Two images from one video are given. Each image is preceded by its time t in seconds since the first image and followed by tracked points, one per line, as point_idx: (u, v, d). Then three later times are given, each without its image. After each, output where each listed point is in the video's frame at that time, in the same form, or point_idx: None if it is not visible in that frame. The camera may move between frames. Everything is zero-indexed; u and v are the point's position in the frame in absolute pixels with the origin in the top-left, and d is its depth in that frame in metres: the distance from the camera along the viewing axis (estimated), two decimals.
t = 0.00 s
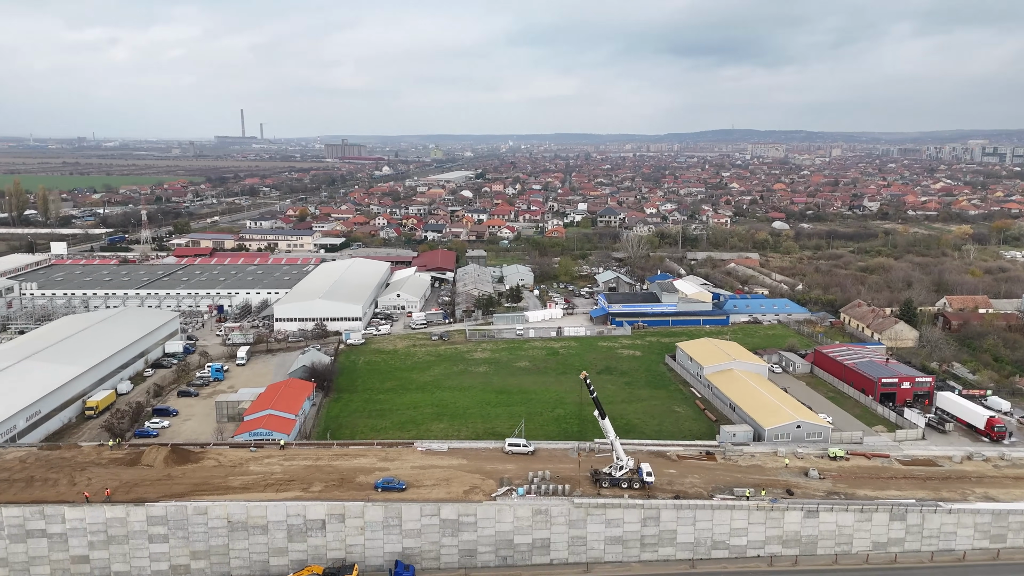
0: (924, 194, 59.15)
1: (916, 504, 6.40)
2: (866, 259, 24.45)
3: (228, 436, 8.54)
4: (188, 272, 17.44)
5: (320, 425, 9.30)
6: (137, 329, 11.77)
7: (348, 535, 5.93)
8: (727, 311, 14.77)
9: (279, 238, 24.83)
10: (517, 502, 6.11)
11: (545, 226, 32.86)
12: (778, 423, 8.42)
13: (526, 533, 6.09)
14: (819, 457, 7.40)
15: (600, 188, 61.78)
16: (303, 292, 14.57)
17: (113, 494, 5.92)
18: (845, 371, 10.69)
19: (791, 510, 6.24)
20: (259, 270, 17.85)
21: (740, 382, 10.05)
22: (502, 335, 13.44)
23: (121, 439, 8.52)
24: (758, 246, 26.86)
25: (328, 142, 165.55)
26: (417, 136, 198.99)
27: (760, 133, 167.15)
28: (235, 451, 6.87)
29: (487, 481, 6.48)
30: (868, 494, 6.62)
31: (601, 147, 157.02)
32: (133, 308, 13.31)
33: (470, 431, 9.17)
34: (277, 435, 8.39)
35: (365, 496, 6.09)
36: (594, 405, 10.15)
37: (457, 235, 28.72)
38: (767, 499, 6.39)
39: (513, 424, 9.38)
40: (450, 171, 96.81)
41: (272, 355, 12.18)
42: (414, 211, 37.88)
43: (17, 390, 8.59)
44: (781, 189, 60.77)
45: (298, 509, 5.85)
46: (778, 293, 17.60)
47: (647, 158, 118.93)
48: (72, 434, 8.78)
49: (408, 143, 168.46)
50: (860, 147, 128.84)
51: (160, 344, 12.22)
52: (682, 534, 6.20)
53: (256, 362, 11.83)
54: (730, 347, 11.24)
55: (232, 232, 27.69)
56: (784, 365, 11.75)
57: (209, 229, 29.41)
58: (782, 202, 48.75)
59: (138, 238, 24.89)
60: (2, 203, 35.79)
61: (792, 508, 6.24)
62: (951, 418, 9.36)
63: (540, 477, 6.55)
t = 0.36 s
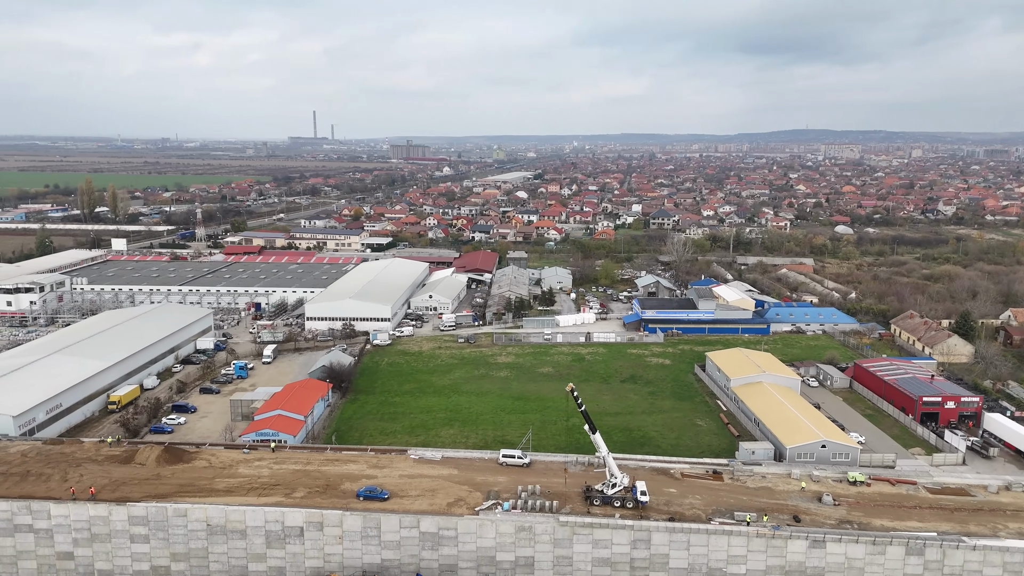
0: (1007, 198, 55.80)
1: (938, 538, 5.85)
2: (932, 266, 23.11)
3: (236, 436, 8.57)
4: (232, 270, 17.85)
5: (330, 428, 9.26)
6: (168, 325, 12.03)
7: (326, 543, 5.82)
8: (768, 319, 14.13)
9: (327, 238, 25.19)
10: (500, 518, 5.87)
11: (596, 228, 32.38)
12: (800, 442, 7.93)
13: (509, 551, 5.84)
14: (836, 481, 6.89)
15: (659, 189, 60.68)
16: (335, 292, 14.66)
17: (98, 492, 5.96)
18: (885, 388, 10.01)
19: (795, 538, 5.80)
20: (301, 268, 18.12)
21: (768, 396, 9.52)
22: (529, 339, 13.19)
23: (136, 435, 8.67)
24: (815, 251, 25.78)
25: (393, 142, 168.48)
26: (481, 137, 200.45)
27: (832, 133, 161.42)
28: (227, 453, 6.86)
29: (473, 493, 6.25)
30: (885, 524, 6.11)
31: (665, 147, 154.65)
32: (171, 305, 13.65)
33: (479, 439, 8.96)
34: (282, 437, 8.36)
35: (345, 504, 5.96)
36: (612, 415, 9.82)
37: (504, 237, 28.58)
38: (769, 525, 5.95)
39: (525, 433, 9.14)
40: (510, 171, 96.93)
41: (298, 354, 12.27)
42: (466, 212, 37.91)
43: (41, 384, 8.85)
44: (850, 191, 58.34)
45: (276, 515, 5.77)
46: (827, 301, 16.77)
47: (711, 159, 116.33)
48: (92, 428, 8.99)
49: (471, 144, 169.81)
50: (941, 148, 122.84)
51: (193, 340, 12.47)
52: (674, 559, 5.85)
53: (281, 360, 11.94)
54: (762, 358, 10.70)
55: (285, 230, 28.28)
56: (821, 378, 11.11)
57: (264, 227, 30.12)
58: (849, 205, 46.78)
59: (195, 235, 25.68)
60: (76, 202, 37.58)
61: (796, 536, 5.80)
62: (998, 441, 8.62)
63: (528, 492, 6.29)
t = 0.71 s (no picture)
0: None
1: (952, 575, 5.34)
2: (1001, 275, 21.72)
3: (243, 437, 8.60)
4: (273, 268, 18.16)
5: (338, 429, 9.20)
6: (198, 322, 12.30)
7: (302, 551, 5.72)
8: (808, 328, 13.46)
9: (372, 238, 25.44)
10: (477, 533, 5.65)
11: (645, 230, 31.73)
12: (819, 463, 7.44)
13: (486, 568, 5.62)
14: (850, 507, 6.40)
15: (719, 191, 59.23)
16: (366, 292, 14.69)
17: (86, 490, 6.02)
18: (924, 407, 9.33)
19: (791, 568, 5.40)
20: (338, 267, 18.30)
21: (793, 411, 9.01)
22: (555, 344, 12.92)
23: (150, 431, 8.83)
24: (873, 257, 24.59)
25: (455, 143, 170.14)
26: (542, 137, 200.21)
27: (907, 133, 154.83)
28: (219, 454, 6.87)
29: (455, 505, 6.06)
30: (896, 557, 5.62)
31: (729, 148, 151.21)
32: (205, 302, 13.94)
33: (485, 446, 8.75)
34: (286, 437, 8.34)
35: (323, 511, 5.85)
36: (628, 426, 9.48)
37: (549, 238, 28.30)
38: (764, 552, 5.56)
39: (534, 442, 8.89)
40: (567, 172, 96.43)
41: (322, 353, 12.33)
42: (516, 213, 37.77)
43: (62, 379, 9.14)
44: (922, 194, 55.70)
45: (252, 520, 5.70)
46: (878, 310, 15.91)
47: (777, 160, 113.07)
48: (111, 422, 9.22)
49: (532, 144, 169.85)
50: None
51: (222, 338, 12.69)
52: None
53: (304, 359, 12.02)
54: (791, 371, 10.15)
55: (334, 229, 28.74)
56: (858, 394, 10.46)
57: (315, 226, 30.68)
58: (919, 209, 44.59)
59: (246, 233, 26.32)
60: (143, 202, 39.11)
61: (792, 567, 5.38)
62: None
63: (513, 505, 6.06)
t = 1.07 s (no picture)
0: None
1: None
2: None
3: (248, 438, 8.62)
4: (311, 267, 18.39)
5: (345, 430, 9.15)
6: (225, 319, 12.48)
7: (274, 557, 5.64)
8: (849, 338, 12.76)
9: (415, 238, 25.54)
10: (449, 547, 5.46)
11: (696, 233, 30.91)
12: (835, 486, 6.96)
13: None
14: (857, 535, 5.94)
15: (780, 193, 57.39)
16: (395, 292, 14.67)
17: (72, 486, 6.09)
18: (961, 427, 8.67)
19: None
20: (374, 266, 18.39)
21: (816, 427, 8.50)
22: (579, 350, 12.63)
23: (162, 427, 8.98)
24: (936, 264, 23.28)
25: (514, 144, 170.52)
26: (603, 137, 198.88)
27: (989, 131, 147.11)
28: (210, 454, 6.87)
29: (433, 517, 5.88)
30: None
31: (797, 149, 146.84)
32: (237, 300, 14.18)
33: (489, 454, 8.57)
34: (289, 437, 8.32)
35: (298, 518, 5.76)
36: (641, 438, 9.13)
37: (595, 241, 27.86)
38: None
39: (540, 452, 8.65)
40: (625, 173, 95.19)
41: (344, 353, 12.34)
42: (565, 215, 37.39)
43: (82, 374, 9.40)
44: (1000, 198, 52.66)
45: (226, 525, 5.66)
46: (931, 321, 15.00)
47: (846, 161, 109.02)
48: (128, 416, 9.45)
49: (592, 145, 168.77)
50: None
51: (250, 336, 12.88)
52: None
53: (326, 359, 12.06)
54: (820, 385, 9.60)
55: (380, 229, 29.01)
56: (894, 411, 9.80)
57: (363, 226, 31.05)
58: (994, 214, 42.14)
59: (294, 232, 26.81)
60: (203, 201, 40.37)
61: None
62: None
63: (491, 520, 5.85)
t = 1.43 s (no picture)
0: None
1: None
2: None
3: (252, 438, 8.65)
4: (348, 266, 18.59)
5: (351, 432, 9.10)
6: (251, 317, 12.67)
7: (246, 562, 5.59)
8: (891, 351, 12.03)
9: (457, 239, 25.54)
10: (416, 560, 5.29)
11: (747, 236, 29.96)
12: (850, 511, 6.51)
13: None
14: (858, 567, 5.49)
15: (845, 195, 55.24)
16: (423, 292, 14.60)
17: (61, 481, 6.17)
18: (999, 449, 8.01)
19: None
20: (410, 266, 18.43)
21: (837, 446, 7.99)
22: (602, 356, 12.31)
23: (175, 424, 9.14)
24: (1004, 272, 21.90)
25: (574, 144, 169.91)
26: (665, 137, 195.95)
27: None
28: (201, 454, 6.90)
29: (406, 528, 5.72)
30: None
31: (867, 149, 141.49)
32: (268, 299, 14.40)
33: (490, 462, 8.38)
34: (292, 438, 8.32)
35: (271, 523, 5.69)
36: (652, 450, 8.79)
37: (640, 243, 27.30)
38: None
39: (544, 461, 8.41)
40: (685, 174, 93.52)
41: (366, 352, 12.34)
42: (614, 217, 36.84)
43: (102, 369, 9.64)
44: None
45: (201, 527, 5.64)
46: (987, 334, 14.04)
47: (919, 162, 104.32)
48: (144, 412, 9.66)
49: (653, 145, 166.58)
50: None
51: (276, 333, 13.03)
52: None
53: (347, 358, 12.08)
54: (847, 400, 9.05)
55: (425, 229, 29.13)
56: (930, 430, 9.15)
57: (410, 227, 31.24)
58: None
59: (340, 232, 27.16)
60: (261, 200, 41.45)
61: None
62: None
63: (464, 534, 5.65)
